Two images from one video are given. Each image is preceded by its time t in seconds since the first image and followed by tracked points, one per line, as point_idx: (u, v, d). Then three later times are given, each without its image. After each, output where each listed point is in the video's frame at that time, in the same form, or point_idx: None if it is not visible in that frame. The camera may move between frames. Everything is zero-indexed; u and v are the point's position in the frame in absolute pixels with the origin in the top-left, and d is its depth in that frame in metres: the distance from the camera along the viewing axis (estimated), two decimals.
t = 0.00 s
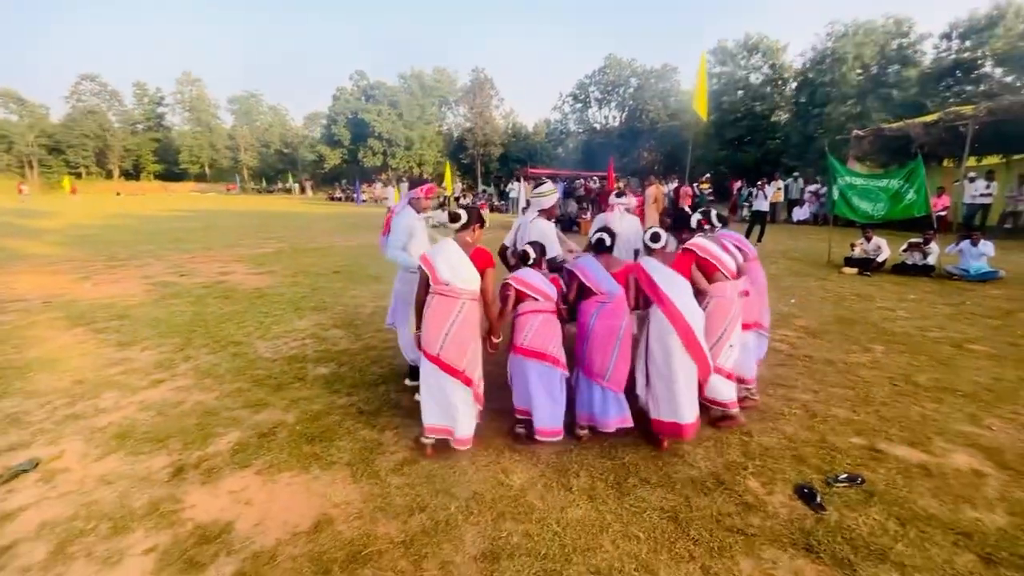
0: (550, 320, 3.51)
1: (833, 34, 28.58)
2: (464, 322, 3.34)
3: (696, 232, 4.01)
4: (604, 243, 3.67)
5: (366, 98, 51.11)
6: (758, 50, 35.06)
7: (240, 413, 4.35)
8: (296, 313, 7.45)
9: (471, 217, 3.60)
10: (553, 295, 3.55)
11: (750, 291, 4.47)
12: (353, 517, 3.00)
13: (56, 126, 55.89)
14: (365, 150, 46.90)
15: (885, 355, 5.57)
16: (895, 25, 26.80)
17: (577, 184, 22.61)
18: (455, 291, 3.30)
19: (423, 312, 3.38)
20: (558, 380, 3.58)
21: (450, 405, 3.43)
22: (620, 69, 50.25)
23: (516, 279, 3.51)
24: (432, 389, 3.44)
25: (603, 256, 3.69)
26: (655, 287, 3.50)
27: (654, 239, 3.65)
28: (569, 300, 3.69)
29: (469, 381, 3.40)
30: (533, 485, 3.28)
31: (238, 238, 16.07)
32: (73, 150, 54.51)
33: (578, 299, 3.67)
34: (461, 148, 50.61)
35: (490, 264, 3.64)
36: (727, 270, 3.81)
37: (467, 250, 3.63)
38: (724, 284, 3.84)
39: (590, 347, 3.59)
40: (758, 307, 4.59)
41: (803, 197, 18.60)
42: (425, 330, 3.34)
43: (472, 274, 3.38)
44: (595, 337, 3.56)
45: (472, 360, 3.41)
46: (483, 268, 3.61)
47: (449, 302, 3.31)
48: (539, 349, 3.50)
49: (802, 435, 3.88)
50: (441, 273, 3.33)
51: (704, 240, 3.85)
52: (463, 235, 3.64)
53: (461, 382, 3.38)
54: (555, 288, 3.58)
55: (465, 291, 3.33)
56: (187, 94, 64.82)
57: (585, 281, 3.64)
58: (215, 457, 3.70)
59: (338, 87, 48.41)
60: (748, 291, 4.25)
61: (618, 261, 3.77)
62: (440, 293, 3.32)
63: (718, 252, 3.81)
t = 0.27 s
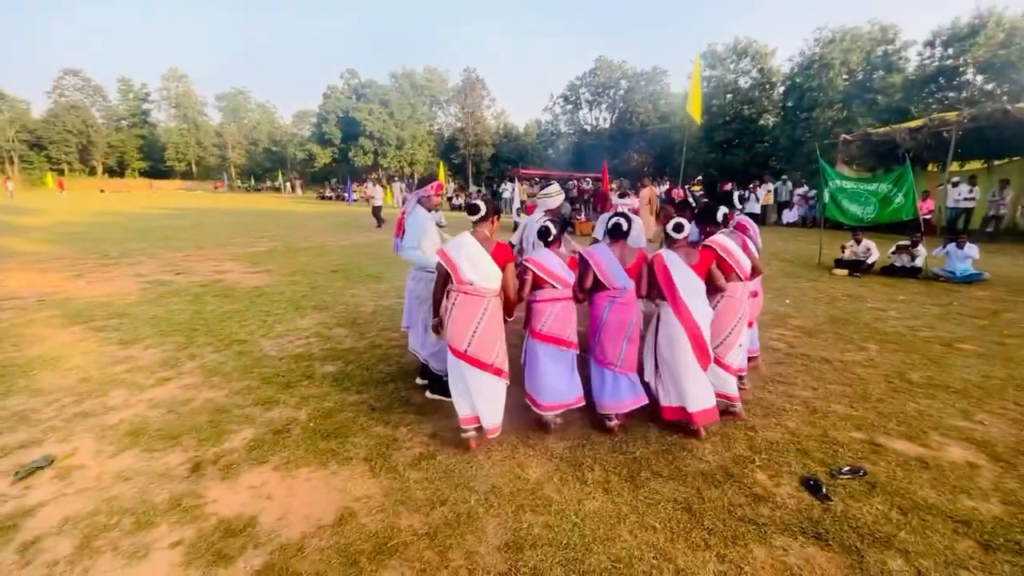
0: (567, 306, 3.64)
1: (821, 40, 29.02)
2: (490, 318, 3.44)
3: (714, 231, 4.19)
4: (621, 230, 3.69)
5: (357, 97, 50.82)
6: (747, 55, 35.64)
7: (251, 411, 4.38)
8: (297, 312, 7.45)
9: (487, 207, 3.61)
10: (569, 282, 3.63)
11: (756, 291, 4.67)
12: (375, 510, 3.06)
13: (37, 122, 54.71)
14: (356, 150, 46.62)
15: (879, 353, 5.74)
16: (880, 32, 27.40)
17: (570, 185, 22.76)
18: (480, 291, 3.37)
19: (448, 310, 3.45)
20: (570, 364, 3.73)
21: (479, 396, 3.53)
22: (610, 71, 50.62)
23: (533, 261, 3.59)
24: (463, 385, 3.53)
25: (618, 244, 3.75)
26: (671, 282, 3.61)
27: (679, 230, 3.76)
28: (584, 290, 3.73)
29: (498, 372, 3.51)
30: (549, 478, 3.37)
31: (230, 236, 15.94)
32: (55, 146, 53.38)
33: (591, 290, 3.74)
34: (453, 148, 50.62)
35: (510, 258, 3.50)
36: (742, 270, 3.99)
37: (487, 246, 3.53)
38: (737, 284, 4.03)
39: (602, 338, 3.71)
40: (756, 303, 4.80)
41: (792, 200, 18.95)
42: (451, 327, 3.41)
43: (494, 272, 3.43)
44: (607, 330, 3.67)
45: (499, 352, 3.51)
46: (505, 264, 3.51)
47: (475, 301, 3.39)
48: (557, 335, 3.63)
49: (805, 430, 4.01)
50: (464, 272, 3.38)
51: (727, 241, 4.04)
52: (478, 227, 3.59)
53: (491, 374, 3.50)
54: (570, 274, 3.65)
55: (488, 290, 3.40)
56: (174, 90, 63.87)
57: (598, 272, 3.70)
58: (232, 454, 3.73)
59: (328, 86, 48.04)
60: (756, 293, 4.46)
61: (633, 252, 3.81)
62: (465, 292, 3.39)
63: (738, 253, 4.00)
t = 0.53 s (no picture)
0: (573, 317, 3.68)
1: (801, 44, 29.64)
2: (503, 329, 3.50)
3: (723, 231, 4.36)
4: (623, 238, 3.84)
5: (340, 92, 50.19)
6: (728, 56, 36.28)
7: (256, 404, 4.38)
8: (291, 307, 7.41)
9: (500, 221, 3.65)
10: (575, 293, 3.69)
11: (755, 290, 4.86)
12: (390, 501, 3.11)
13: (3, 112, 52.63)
14: (339, 145, 46.01)
15: (863, 348, 5.99)
16: (857, 37, 28.14)
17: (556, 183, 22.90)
18: (493, 303, 3.45)
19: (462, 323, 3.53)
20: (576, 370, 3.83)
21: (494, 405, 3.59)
22: (595, 70, 50.95)
23: (539, 277, 3.62)
24: (475, 393, 3.59)
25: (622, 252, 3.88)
26: (679, 292, 3.79)
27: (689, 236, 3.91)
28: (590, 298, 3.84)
29: (511, 378, 3.60)
30: (557, 467, 3.47)
31: (214, 231, 15.65)
32: (23, 136, 51.48)
33: (597, 298, 3.84)
34: (437, 145, 50.55)
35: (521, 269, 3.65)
36: (749, 274, 4.20)
37: (501, 259, 3.63)
38: (743, 287, 4.20)
39: (608, 343, 3.85)
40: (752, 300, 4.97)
41: (774, 200, 19.39)
42: (465, 341, 3.49)
43: (506, 285, 3.50)
44: (612, 336, 3.81)
45: (513, 358, 3.60)
46: (519, 276, 3.65)
47: (488, 313, 3.47)
48: (564, 348, 3.71)
49: (797, 420, 4.19)
50: (478, 286, 3.46)
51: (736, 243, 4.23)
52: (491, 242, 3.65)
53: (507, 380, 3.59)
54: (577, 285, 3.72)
55: (501, 303, 3.48)
56: (149, 81, 62.14)
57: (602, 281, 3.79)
58: (241, 447, 3.74)
59: (311, 79, 47.31)
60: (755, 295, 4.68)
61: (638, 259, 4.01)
62: (478, 305, 3.47)
63: (747, 256, 4.20)
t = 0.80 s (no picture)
0: (578, 300, 3.78)
1: (773, 50, 30.46)
2: (517, 309, 3.58)
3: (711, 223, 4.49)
4: (621, 226, 3.93)
5: (316, 87, 49.27)
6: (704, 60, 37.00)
7: (253, 401, 4.36)
8: (279, 305, 7.34)
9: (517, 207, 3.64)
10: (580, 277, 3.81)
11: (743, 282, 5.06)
12: (399, 493, 3.16)
13: None
14: (316, 141, 45.16)
15: (839, 342, 6.29)
16: (827, 44, 29.07)
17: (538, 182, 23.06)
18: (509, 282, 3.54)
19: (477, 302, 3.60)
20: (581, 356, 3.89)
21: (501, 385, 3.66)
22: (573, 71, 51.34)
23: (546, 261, 3.71)
24: (485, 374, 3.63)
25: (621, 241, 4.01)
26: (677, 277, 3.90)
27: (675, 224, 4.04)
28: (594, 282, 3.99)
29: (520, 360, 3.67)
30: (559, 458, 3.58)
31: (189, 227, 15.25)
32: None
33: (601, 284, 3.97)
34: (417, 142, 50.58)
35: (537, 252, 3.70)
36: (735, 261, 4.38)
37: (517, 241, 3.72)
38: (731, 275, 4.41)
39: (613, 330, 3.91)
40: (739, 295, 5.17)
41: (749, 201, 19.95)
42: (480, 320, 3.53)
43: (522, 264, 3.60)
44: (619, 322, 3.87)
45: (524, 340, 3.66)
46: (533, 259, 3.68)
47: (504, 292, 3.55)
48: (571, 330, 3.78)
49: (783, 411, 4.40)
50: (495, 265, 3.55)
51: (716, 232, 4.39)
52: (508, 225, 3.68)
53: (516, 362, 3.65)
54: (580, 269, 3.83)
55: (518, 282, 3.58)
56: (115, 71, 59.90)
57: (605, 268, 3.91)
58: (243, 442, 3.74)
59: (286, 74, 46.39)
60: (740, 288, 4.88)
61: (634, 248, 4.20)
62: (495, 283, 3.56)
63: (732, 248, 4.36)
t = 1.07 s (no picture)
0: (585, 314, 3.90)
1: (751, 54, 31.09)
2: (534, 309, 3.60)
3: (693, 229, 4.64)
4: (617, 249, 4.16)
5: (294, 83, 48.41)
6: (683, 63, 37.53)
7: (245, 402, 4.25)
8: (265, 304, 7.17)
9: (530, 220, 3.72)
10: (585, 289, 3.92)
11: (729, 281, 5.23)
12: (403, 493, 3.12)
13: None
14: (294, 138, 44.35)
15: (824, 339, 6.44)
16: (802, 49, 29.79)
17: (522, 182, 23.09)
18: (527, 282, 3.57)
19: (493, 302, 3.59)
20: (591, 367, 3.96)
21: (516, 389, 3.63)
22: (555, 72, 51.57)
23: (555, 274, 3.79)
24: (501, 381, 3.61)
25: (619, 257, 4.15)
26: (672, 284, 4.07)
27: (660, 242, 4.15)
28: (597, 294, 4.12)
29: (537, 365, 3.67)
30: (561, 455, 3.58)
31: (164, 225, 14.81)
32: None
33: (605, 294, 4.10)
34: (398, 141, 50.11)
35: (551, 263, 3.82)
36: (723, 261, 4.52)
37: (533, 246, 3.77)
38: (722, 274, 4.55)
39: (620, 335, 3.99)
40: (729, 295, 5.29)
41: (729, 202, 20.34)
42: (496, 319, 3.51)
43: (538, 267, 3.67)
44: (626, 326, 3.95)
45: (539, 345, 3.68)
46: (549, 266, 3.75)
47: (521, 292, 3.57)
48: (579, 342, 3.90)
49: (775, 406, 4.50)
50: (512, 266, 3.60)
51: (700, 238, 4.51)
52: (523, 234, 3.70)
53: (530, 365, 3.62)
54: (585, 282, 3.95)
55: (534, 283, 3.62)
56: (83, 64, 57.77)
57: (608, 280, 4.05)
58: (237, 444, 3.64)
59: (264, 70, 45.47)
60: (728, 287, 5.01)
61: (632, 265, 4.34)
62: (512, 284, 3.57)
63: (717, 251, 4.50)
